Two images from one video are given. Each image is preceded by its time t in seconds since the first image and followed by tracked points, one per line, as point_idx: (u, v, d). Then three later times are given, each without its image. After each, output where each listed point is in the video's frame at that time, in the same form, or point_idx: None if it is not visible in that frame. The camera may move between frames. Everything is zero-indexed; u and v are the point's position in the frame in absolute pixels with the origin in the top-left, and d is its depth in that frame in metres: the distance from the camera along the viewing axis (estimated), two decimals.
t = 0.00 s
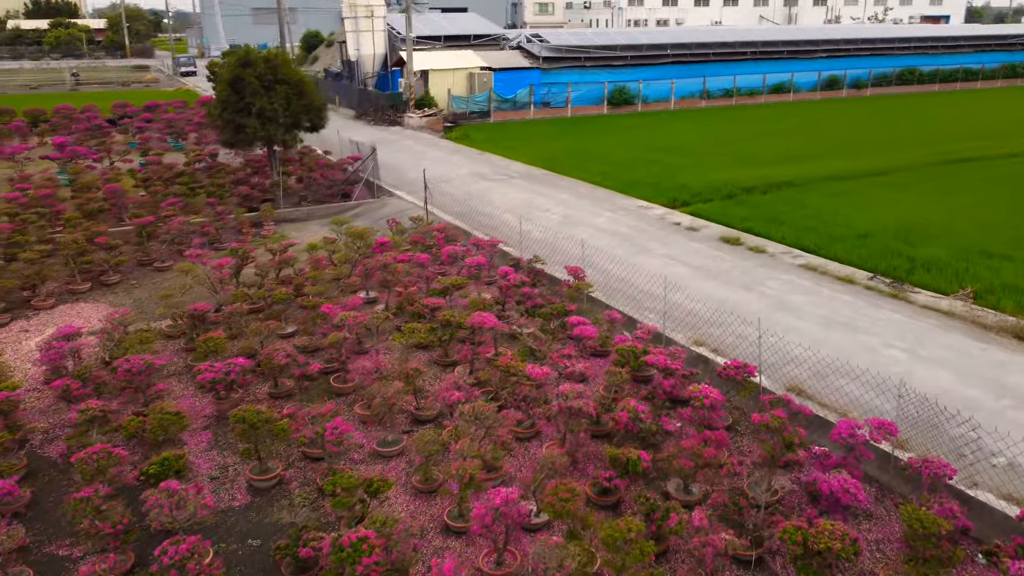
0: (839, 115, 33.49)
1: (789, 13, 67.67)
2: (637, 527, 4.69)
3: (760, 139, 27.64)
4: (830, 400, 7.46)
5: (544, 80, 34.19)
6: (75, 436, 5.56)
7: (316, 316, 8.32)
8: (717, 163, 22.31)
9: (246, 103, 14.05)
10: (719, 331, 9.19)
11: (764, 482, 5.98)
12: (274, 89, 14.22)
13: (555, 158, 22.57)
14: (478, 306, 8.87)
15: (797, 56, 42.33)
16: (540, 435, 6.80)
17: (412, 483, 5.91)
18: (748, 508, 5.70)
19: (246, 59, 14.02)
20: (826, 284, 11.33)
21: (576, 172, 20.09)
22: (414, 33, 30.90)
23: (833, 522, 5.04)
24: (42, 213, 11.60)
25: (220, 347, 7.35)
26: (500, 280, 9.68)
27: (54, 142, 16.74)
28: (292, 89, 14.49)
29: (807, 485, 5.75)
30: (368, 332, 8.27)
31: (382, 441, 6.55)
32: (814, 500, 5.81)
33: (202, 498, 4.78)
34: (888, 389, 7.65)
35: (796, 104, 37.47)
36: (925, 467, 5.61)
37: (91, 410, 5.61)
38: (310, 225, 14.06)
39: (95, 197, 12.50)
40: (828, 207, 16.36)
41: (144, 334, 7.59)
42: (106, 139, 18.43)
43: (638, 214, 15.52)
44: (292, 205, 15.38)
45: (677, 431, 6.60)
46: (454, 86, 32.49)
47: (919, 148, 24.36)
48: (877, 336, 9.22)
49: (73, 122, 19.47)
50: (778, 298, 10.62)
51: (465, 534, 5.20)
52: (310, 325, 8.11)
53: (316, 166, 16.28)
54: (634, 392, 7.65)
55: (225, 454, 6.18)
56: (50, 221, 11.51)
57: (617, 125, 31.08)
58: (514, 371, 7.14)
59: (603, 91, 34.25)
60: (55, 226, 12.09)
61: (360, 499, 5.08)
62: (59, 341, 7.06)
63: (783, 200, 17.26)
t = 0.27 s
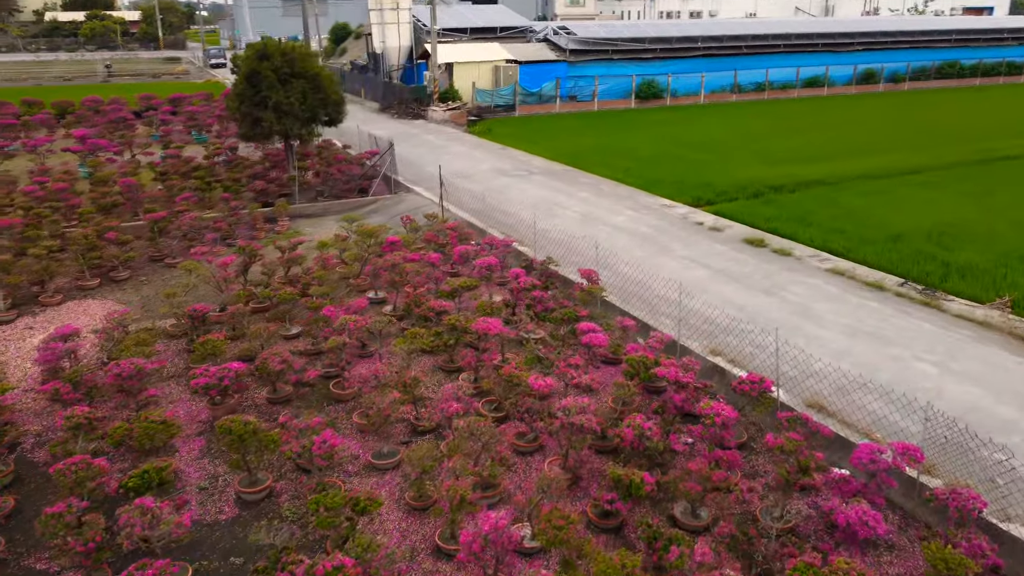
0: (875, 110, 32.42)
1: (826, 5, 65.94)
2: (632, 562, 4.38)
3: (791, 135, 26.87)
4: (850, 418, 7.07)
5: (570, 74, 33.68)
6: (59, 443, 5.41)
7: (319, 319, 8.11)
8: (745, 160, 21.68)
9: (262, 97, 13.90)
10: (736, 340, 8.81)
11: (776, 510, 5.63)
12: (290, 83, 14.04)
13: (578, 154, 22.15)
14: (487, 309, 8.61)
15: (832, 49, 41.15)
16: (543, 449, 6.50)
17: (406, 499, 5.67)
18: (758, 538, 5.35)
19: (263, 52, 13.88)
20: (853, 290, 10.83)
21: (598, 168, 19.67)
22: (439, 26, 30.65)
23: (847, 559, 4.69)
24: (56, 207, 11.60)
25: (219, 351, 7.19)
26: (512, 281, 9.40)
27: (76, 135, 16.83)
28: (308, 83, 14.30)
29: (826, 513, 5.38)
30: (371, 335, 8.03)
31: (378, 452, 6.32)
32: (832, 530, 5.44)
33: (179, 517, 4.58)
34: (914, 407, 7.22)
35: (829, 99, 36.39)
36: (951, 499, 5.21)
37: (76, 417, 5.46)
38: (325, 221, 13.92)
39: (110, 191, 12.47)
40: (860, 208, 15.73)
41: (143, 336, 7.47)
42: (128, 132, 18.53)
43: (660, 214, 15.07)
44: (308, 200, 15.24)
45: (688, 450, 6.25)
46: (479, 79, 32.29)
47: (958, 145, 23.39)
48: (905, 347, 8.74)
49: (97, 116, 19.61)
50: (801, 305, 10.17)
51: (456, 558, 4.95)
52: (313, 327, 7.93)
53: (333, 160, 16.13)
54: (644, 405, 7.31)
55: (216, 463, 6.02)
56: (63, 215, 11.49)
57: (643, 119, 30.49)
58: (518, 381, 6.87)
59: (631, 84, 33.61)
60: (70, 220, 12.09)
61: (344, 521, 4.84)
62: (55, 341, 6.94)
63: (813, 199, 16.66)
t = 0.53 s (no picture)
0: (913, 105, 31.34)
1: None
2: None
3: (824, 130, 26.05)
4: (876, 440, 6.66)
5: (598, 66, 33.12)
6: (44, 451, 5.27)
7: (324, 322, 7.91)
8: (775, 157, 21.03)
9: (278, 90, 13.74)
10: (757, 351, 8.41)
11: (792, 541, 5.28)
12: (307, 76, 13.86)
13: (603, 150, 21.70)
14: (497, 313, 8.32)
15: (870, 42, 39.89)
16: (547, 465, 6.22)
17: (399, 518, 5.43)
18: (771, 573, 5.00)
19: (280, 45, 13.70)
20: (884, 297, 10.32)
21: (622, 165, 19.22)
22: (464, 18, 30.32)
23: None
24: (71, 202, 11.59)
25: (217, 354, 7.02)
26: (524, 284, 9.10)
27: (98, 127, 16.88)
28: (325, 76, 14.10)
29: (845, 547, 5.01)
30: (375, 339, 7.78)
31: (374, 465, 6.08)
32: (852, 565, 5.07)
33: (155, 536, 4.39)
34: (945, 429, 6.78)
35: (865, 93, 35.29)
36: (984, 538, 4.80)
37: (62, 425, 5.31)
38: (341, 217, 13.76)
39: (126, 185, 12.42)
40: (895, 209, 15.08)
41: (143, 338, 7.34)
42: (150, 125, 18.57)
43: (684, 213, 14.63)
44: (325, 195, 15.08)
45: (699, 472, 5.91)
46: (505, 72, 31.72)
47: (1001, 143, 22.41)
48: (938, 361, 8.25)
49: (122, 108, 19.71)
50: (827, 313, 9.70)
51: None
52: (316, 331, 7.72)
53: (351, 155, 15.95)
54: (656, 420, 6.97)
55: (208, 473, 5.84)
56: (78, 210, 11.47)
57: (671, 114, 29.84)
58: (522, 392, 6.58)
59: (660, 78, 32.93)
60: (86, 214, 12.06)
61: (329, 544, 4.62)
62: (53, 342, 6.84)
63: (844, 199, 16.04)
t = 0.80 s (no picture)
0: (955, 100, 30.18)
1: None
2: None
3: (860, 126, 25.16)
4: (908, 465, 6.22)
5: (627, 60, 32.51)
6: (32, 460, 5.12)
7: (331, 325, 7.71)
8: (808, 154, 20.33)
9: (297, 84, 13.58)
10: (783, 362, 7.97)
11: None
12: (326, 70, 13.67)
13: (629, 145, 21.21)
14: (509, 318, 8.03)
15: (911, 35, 38.56)
16: (555, 484, 5.92)
17: (396, 539, 5.18)
18: None
19: (300, 38, 13.53)
20: (921, 306, 9.78)
21: (649, 161, 18.74)
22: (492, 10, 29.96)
23: None
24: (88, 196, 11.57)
25: (219, 358, 6.85)
26: (541, 288, 8.78)
27: (123, 120, 16.95)
28: (345, 69, 13.90)
29: None
30: (381, 344, 7.52)
31: (374, 480, 5.81)
32: None
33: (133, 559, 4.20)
34: (984, 456, 6.32)
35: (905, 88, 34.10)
36: None
37: (51, 434, 5.16)
38: (358, 213, 13.57)
39: (144, 179, 12.38)
40: (934, 210, 14.40)
41: (146, 340, 7.20)
42: (175, 118, 18.61)
43: (711, 213, 14.14)
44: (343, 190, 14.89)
45: (716, 497, 5.56)
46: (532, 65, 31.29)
47: None
48: (977, 379, 7.74)
49: (147, 100, 19.80)
50: (859, 323, 9.20)
51: None
52: (323, 336, 7.52)
53: (371, 149, 15.75)
54: (672, 437, 6.60)
55: (203, 485, 5.66)
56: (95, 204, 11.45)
57: (701, 108, 29.14)
58: (531, 405, 6.29)
59: (691, 71, 32.20)
60: (103, 208, 12.05)
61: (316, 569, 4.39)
62: (56, 343, 6.74)
63: (880, 200, 15.37)
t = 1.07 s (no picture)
0: (1000, 95, 29.00)
1: None
2: None
3: (899, 123, 24.26)
4: (950, 495, 5.77)
5: (658, 53, 31.82)
6: (23, 472, 4.94)
7: (340, 329, 7.48)
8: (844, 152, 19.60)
9: (318, 78, 13.37)
10: (814, 377, 7.53)
11: None
12: (347, 64, 13.42)
13: (657, 141, 20.69)
14: (525, 326, 7.71)
15: (954, 27, 37.22)
16: (568, 507, 5.60)
17: (397, 564, 4.91)
18: None
19: (322, 31, 13.31)
20: (963, 317, 9.22)
21: (677, 158, 18.21)
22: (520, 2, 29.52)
23: None
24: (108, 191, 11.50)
25: (223, 364, 6.64)
26: (559, 293, 8.42)
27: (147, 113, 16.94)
28: (366, 63, 13.63)
29: None
30: (391, 351, 7.27)
31: (377, 498, 5.55)
32: None
33: None
34: None
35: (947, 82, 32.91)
36: None
37: (42, 446, 4.96)
38: (378, 210, 13.33)
39: (163, 173, 12.28)
40: (978, 212, 13.71)
41: (153, 343, 7.03)
42: (199, 111, 18.57)
43: (740, 214, 13.63)
44: (364, 186, 14.67)
45: (739, 529, 5.18)
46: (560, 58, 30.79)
47: None
48: None
49: (173, 93, 19.81)
50: (896, 335, 8.70)
51: None
52: (331, 341, 7.28)
53: (393, 145, 15.50)
54: (693, 457, 6.24)
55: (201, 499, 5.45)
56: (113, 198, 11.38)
57: (733, 103, 28.39)
58: (543, 421, 5.98)
59: (724, 65, 31.40)
60: (123, 203, 11.98)
61: None
62: (59, 346, 6.57)
63: (920, 201, 14.69)
